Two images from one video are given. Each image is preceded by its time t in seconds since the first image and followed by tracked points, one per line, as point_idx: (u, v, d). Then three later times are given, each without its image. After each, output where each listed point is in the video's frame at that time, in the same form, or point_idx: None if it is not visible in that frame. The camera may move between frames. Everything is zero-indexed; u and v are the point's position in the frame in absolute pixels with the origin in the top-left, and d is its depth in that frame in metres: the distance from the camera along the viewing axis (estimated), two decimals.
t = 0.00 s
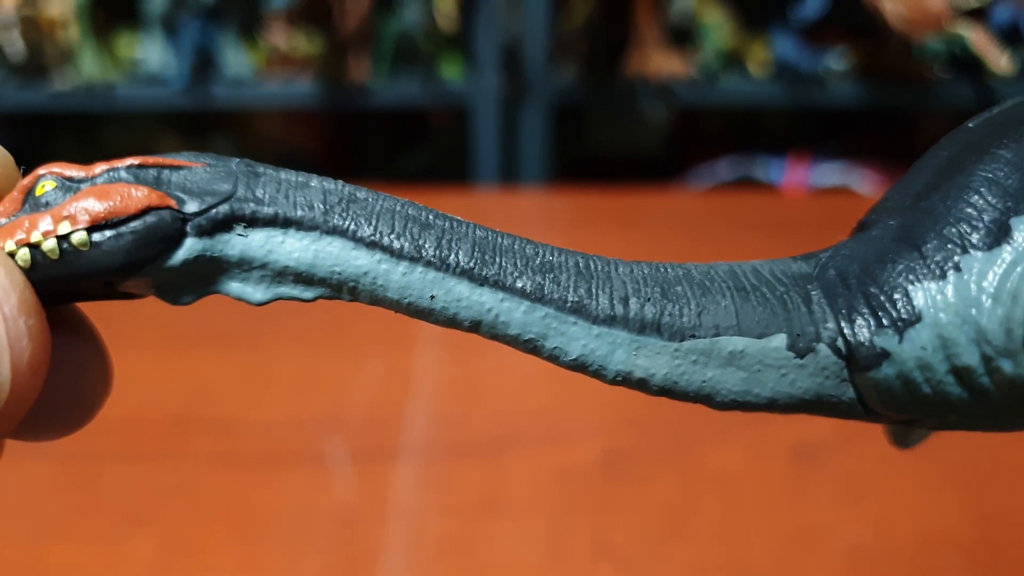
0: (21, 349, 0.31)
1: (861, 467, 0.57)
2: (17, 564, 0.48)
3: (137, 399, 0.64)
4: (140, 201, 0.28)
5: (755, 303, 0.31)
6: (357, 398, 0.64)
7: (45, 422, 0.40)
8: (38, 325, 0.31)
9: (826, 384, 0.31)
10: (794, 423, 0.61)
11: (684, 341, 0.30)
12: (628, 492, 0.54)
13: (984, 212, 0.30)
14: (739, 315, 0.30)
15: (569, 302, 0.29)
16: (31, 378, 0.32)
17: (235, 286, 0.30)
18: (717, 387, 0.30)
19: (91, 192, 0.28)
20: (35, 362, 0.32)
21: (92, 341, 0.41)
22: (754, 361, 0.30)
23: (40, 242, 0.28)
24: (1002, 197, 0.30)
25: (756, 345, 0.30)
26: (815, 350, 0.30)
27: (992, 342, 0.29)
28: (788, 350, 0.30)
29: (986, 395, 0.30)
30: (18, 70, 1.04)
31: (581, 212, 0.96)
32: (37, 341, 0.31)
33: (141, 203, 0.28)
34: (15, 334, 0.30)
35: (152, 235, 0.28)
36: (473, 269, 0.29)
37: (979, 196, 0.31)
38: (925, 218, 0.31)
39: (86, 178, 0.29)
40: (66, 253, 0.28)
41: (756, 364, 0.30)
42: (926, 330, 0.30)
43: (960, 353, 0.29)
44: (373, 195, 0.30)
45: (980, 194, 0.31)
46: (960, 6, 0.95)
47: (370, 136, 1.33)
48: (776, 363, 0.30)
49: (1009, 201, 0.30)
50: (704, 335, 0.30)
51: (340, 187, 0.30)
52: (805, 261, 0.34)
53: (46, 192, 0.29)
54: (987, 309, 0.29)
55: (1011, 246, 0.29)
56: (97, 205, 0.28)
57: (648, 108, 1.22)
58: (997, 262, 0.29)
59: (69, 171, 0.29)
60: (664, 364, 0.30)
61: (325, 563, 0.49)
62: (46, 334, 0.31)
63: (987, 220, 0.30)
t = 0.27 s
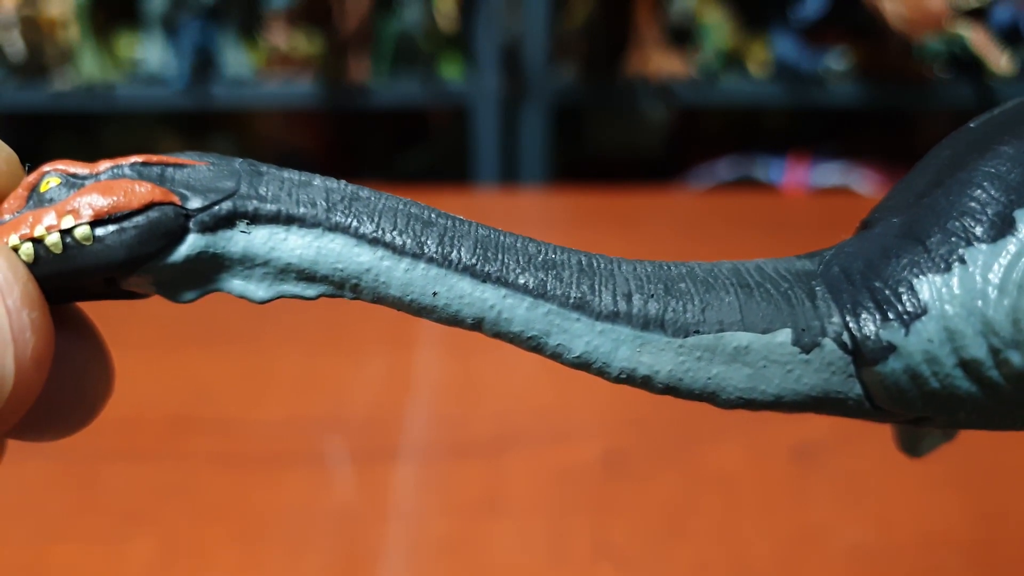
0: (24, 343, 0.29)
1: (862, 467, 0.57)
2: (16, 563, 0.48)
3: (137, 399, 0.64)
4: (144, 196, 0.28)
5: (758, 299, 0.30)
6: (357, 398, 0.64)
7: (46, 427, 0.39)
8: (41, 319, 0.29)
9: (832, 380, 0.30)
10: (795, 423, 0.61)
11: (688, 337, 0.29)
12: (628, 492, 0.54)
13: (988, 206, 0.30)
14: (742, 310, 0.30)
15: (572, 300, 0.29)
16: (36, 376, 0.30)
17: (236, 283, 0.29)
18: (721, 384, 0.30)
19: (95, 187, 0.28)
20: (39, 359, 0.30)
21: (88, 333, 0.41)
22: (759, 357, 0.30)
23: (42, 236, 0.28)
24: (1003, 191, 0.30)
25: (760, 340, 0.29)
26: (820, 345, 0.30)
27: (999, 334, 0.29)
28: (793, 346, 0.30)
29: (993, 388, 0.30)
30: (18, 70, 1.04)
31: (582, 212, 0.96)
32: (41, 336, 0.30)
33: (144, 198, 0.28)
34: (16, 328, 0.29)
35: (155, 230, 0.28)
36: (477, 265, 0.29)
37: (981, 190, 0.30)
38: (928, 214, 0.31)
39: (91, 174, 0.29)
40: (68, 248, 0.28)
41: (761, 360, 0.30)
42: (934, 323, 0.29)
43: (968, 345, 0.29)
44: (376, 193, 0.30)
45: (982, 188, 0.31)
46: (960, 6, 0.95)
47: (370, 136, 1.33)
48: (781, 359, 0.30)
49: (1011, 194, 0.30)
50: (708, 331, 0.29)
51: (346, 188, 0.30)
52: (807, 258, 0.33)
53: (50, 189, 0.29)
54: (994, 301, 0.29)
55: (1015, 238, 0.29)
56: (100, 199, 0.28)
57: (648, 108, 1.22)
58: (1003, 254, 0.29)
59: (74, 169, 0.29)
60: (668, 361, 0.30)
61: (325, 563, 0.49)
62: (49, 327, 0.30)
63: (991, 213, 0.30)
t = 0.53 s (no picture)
0: (22, 330, 0.30)
1: (861, 467, 0.57)
2: (17, 563, 0.48)
3: (137, 399, 0.64)
4: (145, 186, 0.27)
5: (760, 293, 0.29)
6: (357, 398, 0.64)
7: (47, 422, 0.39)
8: (39, 305, 0.29)
9: (836, 373, 0.29)
10: (795, 423, 0.61)
11: (689, 330, 0.28)
12: (628, 492, 0.54)
13: (986, 197, 0.29)
14: (743, 303, 0.29)
15: (571, 294, 0.28)
16: (31, 357, 0.30)
17: (234, 278, 0.29)
18: (724, 379, 0.29)
19: (95, 179, 0.27)
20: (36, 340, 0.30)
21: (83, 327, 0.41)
22: (761, 349, 0.29)
23: (42, 228, 0.27)
24: (1003, 180, 0.29)
25: (762, 333, 0.29)
26: (823, 336, 0.29)
27: (1004, 321, 0.28)
28: (795, 338, 0.29)
29: (1002, 378, 0.29)
30: (18, 70, 1.04)
31: (582, 212, 0.96)
32: (38, 320, 0.30)
33: (143, 189, 0.27)
34: (15, 314, 0.29)
35: (154, 221, 0.27)
36: (475, 259, 0.28)
37: (979, 181, 0.30)
38: (927, 207, 0.30)
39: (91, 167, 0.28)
40: (67, 238, 0.27)
41: (763, 353, 0.29)
42: (936, 312, 0.28)
43: (973, 333, 0.28)
44: (376, 190, 0.30)
45: (981, 179, 0.30)
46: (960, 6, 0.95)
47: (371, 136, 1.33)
48: (784, 352, 0.29)
49: (1009, 183, 0.29)
50: (709, 323, 0.29)
51: (345, 185, 0.30)
52: (809, 256, 0.32)
53: (50, 181, 0.28)
54: (997, 288, 0.28)
55: (1017, 224, 0.28)
56: (101, 190, 0.27)
57: (648, 108, 1.22)
58: (1004, 241, 0.28)
59: (74, 162, 0.28)
60: (669, 355, 0.29)
61: (326, 562, 0.49)
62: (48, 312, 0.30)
63: (990, 203, 0.29)
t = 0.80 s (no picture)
0: (14, 321, 0.29)
1: (861, 467, 0.57)
2: (17, 564, 0.48)
3: (137, 399, 0.64)
4: (140, 179, 0.27)
5: (757, 288, 0.29)
6: (357, 398, 0.64)
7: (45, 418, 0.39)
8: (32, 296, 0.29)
9: (833, 367, 0.28)
10: (795, 423, 0.61)
11: (685, 325, 0.28)
12: (628, 492, 0.54)
13: (980, 189, 0.28)
14: (739, 298, 0.28)
15: (565, 290, 0.28)
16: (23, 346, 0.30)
17: (229, 275, 0.28)
18: (720, 374, 0.28)
19: (90, 173, 0.26)
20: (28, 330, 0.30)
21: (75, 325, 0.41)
22: (757, 344, 0.28)
23: (36, 221, 0.27)
24: (996, 173, 0.29)
25: (759, 328, 0.28)
26: (820, 330, 0.28)
27: (1001, 312, 0.27)
28: (792, 331, 0.28)
29: (1001, 370, 0.28)
30: (18, 70, 1.04)
31: (582, 212, 0.96)
32: (31, 311, 0.29)
33: (138, 183, 0.26)
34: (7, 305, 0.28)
35: (149, 215, 0.27)
36: (469, 254, 0.28)
37: (973, 174, 0.29)
38: (921, 199, 0.30)
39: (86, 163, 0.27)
40: (61, 231, 0.26)
41: (760, 348, 0.28)
42: (932, 303, 0.27)
43: (969, 324, 0.27)
44: (371, 188, 0.29)
45: (974, 172, 0.29)
46: (960, 6, 0.95)
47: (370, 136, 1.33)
48: (780, 346, 0.28)
49: (1002, 176, 0.29)
50: (704, 318, 0.28)
51: (338, 182, 0.29)
52: (804, 251, 0.32)
53: (45, 177, 0.27)
54: (993, 280, 0.27)
55: (1012, 216, 0.28)
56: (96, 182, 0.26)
57: (648, 108, 1.22)
58: (999, 233, 0.27)
59: (70, 159, 0.28)
60: (665, 350, 0.28)
61: (326, 562, 0.49)
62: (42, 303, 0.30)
63: (984, 195, 0.28)
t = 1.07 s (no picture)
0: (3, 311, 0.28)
1: (861, 467, 0.57)
2: (16, 564, 0.48)
3: (137, 399, 0.64)
4: (133, 172, 0.27)
5: (754, 283, 0.29)
6: (357, 398, 0.64)
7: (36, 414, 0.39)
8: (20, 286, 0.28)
9: (835, 361, 0.28)
10: (794, 423, 0.61)
11: (683, 319, 0.28)
12: (628, 492, 0.54)
13: (976, 181, 0.28)
14: (737, 291, 0.28)
15: (561, 284, 0.28)
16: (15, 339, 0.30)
17: (222, 270, 0.28)
18: (719, 369, 0.28)
19: (84, 166, 0.27)
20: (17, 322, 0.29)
21: (66, 322, 0.41)
22: (757, 338, 0.28)
23: (29, 213, 0.27)
24: (992, 165, 0.29)
25: (757, 320, 0.28)
26: (819, 322, 0.28)
27: (1003, 299, 0.27)
28: (791, 324, 0.28)
29: (1004, 360, 0.28)
30: (18, 70, 1.04)
31: (582, 212, 0.96)
32: (22, 302, 0.29)
33: (132, 175, 0.26)
34: None
35: (142, 208, 0.26)
36: (464, 249, 0.28)
37: (968, 167, 0.29)
38: (917, 194, 0.30)
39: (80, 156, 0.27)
40: (53, 222, 0.26)
41: (759, 342, 0.28)
42: (932, 293, 0.27)
43: (971, 313, 0.27)
44: (366, 186, 0.29)
45: (970, 165, 0.29)
46: (960, 6, 0.95)
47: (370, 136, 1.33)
48: (780, 339, 0.28)
49: (998, 167, 0.28)
50: (702, 311, 0.28)
51: (332, 179, 0.29)
52: (802, 250, 0.31)
53: (38, 169, 0.27)
54: (992, 267, 0.27)
55: (1009, 205, 0.27)
56: (89, 175, 0.26)
57: (648, 108, 1.22)
58: (997, 222, 0.27)
59: (65, 153, 0.28)
60: (663, 344, 0.28)
61: (326, 562, 0.49)
62: (33, 294, 0.29)
63: (980, 187, 0.28)
